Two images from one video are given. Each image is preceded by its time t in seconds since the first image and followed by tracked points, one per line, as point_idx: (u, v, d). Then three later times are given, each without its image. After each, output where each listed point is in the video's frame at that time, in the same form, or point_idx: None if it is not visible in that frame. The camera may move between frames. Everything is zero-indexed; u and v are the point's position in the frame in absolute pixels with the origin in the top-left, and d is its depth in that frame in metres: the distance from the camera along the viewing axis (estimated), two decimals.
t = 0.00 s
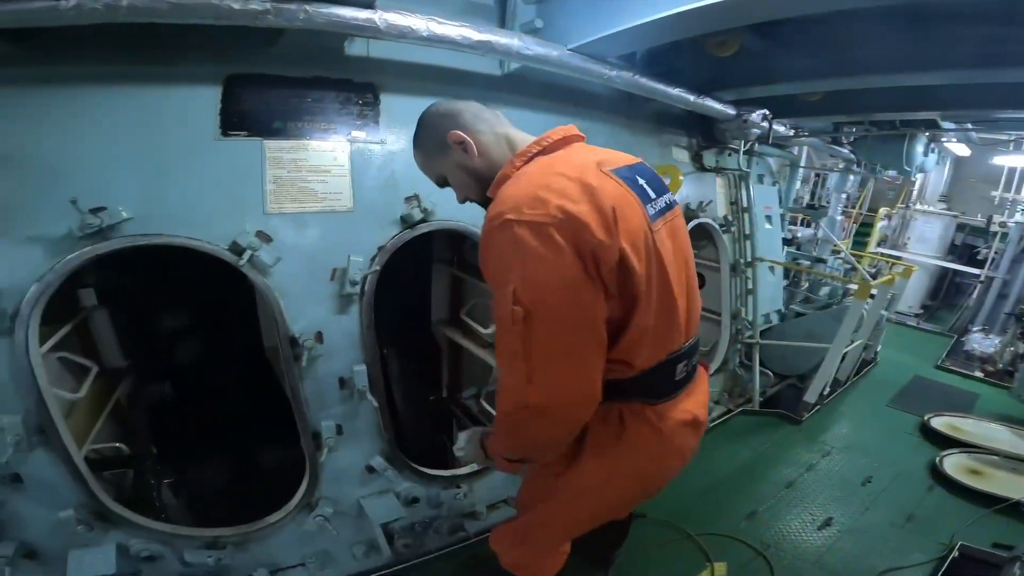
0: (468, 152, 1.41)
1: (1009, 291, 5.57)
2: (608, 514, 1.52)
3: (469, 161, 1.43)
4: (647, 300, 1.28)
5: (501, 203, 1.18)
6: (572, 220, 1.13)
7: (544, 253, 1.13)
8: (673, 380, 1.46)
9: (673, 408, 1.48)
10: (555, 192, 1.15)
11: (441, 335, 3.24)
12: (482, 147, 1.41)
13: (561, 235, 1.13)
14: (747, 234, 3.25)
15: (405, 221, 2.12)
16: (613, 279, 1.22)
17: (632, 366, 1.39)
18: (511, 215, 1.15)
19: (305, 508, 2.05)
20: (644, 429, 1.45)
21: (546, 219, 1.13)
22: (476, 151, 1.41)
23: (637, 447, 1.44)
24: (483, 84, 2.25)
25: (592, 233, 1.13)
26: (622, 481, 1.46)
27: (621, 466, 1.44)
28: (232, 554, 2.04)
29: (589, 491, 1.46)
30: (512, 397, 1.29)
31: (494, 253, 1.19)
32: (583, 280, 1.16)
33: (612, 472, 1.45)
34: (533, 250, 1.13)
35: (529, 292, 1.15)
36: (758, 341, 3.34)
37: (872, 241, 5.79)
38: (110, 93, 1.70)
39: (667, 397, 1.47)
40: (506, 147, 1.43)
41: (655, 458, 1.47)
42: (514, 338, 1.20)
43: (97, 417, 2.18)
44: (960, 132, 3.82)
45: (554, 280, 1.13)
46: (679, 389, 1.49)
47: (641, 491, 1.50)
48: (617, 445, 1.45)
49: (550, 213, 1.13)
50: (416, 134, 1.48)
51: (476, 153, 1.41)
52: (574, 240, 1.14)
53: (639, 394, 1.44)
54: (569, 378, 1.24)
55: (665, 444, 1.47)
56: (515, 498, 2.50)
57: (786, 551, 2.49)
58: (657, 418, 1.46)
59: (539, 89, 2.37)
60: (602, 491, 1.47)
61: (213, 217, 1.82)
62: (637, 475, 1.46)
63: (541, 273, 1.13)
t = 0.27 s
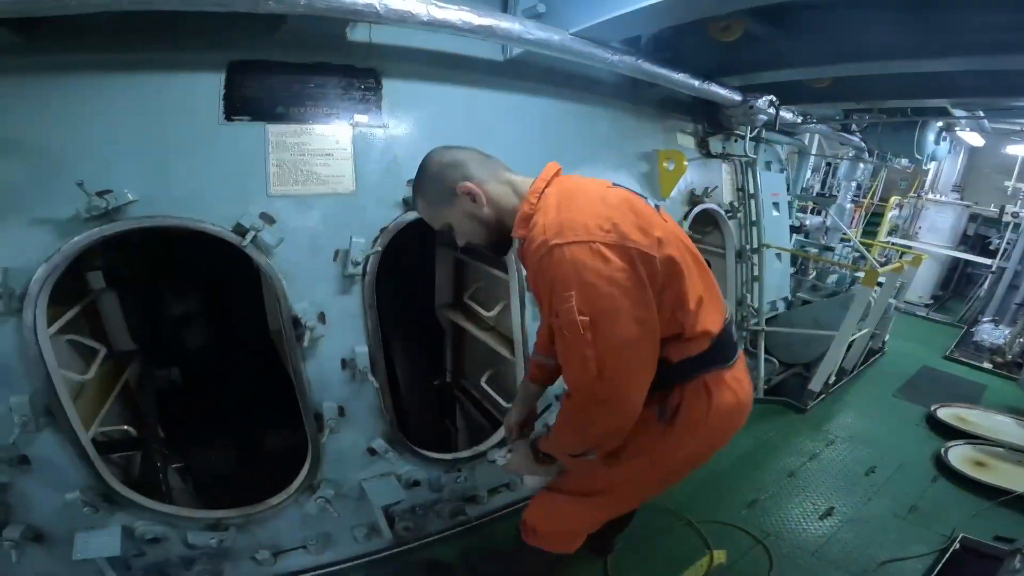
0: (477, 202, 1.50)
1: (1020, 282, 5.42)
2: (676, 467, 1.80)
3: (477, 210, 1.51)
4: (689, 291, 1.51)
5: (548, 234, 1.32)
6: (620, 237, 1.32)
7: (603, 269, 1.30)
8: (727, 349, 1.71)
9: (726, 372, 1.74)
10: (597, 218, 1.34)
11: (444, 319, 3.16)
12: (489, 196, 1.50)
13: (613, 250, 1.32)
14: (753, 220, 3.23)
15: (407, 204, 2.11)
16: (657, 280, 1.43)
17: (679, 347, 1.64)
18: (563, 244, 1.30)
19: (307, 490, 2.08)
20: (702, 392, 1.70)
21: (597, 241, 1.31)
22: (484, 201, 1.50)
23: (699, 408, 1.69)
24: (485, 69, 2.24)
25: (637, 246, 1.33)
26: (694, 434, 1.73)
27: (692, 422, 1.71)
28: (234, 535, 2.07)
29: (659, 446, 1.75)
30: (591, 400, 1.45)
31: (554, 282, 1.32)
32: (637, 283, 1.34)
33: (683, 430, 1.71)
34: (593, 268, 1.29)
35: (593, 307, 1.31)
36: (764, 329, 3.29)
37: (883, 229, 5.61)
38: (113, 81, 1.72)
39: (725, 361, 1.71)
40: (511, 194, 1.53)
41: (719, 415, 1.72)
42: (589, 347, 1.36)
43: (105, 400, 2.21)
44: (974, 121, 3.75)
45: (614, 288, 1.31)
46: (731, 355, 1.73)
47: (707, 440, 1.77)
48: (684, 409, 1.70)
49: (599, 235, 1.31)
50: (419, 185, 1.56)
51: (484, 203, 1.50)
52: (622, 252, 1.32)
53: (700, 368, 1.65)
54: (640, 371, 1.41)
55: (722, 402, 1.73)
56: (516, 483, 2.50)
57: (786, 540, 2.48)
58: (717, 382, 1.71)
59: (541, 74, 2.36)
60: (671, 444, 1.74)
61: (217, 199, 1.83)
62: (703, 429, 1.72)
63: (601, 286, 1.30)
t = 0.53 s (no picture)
0: (464, 272, 1.60)
1: None
2: (726, 445, 1.80)
3: (465, 279, 1.63)
4: (672, 289, 1.61)
5: (517, 274, 1.47)
6: (583, 262, 1.45)
7: (573, 293, 1.44)
8: (744, 316, 1.75)
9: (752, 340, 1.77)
10: (558, 251, 1.47)
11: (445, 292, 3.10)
12: (474, 264, 1.62)
13: (579, 275, 1.44)
14: (756, 196, 3.18)
15: (405, 172, 2.09)
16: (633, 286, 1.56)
17: (697, 331, 1.67)
18: (531, 282, 1.45)
19: (305, 462, 2.09)
20: (737, 363, 1.72)
21: (562, 270, 1.44)
22: (469, 270, 1.61)
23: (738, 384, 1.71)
24: (482, 43, 2.21)
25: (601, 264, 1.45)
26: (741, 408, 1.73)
27: (738, 397, 1.70)
28: (233, 509, 2.07)
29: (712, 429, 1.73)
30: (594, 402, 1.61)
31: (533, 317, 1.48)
32: (608, 297, 1.47)
33: (731, 406, 1.71)
34: (563, 295, 1.44)
35: (573, 328, 1.46)
36: (767, 306, 3.26)
37: (890, 210, 5.50)
38: (112, 55, 1.74)
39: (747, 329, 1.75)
40: (493, 255, 1.63)
41: (758, 382, 1.74)
42: (579, 360, 1.53)
43: (105, 374, 2.20)
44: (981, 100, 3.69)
45: (587, 305, 1.45)
46: (751, 323, 1.77)
47: (758, 410, 1.76)
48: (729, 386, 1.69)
49: (562, 265, 1.44)
50: (412, 261, 1.75)
51: (470, 271, 1.60)
52: (587, 275, 1.45)
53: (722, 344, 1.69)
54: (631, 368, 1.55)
55: (758, 371, 1.75)
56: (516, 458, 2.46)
57: (787, 518, 2.47)
58: (746, 351, 1.75)
59: (538, 49, 2.33)
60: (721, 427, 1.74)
61: (216, 167, 1.84)
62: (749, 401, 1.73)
63: (573, 309, 1.44)
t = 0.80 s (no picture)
0: (467, 326, 1.64)
1: None
2: (759, 430, 1.75)
3: (470, 332, 1.67)
4: (667, 291, 1.63)
5: (515, 303, 1.57)
6: (571, 280, 1.51)
7: (569, 309, 1.50)
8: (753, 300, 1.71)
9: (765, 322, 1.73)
10: (547, 275, 1.55)
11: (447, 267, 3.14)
12: (474, 315, 1.65)
13: (569, 292, 1.51)
14: (761, 174, 3.17)
15: (406, 143, 2.08)
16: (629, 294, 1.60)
17: (704, 323, 1.63)
18: (525, 308, 1.53)
19: (306, 436, 2.08)
20: (755, 346, 1.68)
21: (552, 292, 1.51)
22: (472, 323, 1.65)
23: (760, 366, 1.66)
24: (485, 17, 2.18)
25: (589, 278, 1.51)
26: (767, 389, 1.69)
27: (763, 379, 1.67)
28: (233, 485, 2.06)
29: (741, 415, 1.69)
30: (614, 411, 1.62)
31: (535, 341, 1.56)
32: (602, 307, 1.52)
33: (756, 388, 1.68)
34: (557, 313, 1.50)
35: (573, 344, 1.52)
36: (772, 284, 3.24)
37: (896, 195, 5.45)
38: (112, 24, 1.72)
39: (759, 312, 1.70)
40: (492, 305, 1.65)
41: (780, 362, 1.70)
42: (589, 372, 1.56)
43: (106, 347, 2.18)
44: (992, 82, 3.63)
45: (582, 318, 1.50)
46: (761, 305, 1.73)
47: (787, 389, 1.70)
48: (751, 369, 1.66)
49: (551, 287, 1.52)
50: (420, 320, 1.77)
51: (472, 325, 1.64)
52: (576, 290, 1.51)
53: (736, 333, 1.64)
54: (641, 370, 1.56)
55: (779, 351, 1.71)
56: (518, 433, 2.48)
57: (791, 498, 2.45)
58: (763, 333, 1.71)
59: (542, 26, 2.30)
60: (751, 411, 1.70)
61: (217, 138, 1.83)
62: (774, 381, 1.69)
63: (570, 323, 1.50)
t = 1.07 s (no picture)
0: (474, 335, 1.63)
1: None
2: (772, 413, 1.69)
3: (478, 339, 1.65)
4: (663, 278, 1.61)
5: (511, 297, 1.55)
6: (566, 271, 1.50)
7: (566, 298, 1.48)
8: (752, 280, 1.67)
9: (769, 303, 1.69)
10: (542, 269, 1.53)
11: (449, 251, 3.17)
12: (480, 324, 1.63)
13: (564, 281, 1.49)
14: (764, 159, 3.17)
15: (407, 125, 2.07)
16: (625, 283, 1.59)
17: (704, 307, 1.59)
18: (522, 300, 1.51)
19: (307, 418, 2.08)
20: (759, 325, 1.64)
21: (548, 282, 1.49)
22: (478, 332, 1.63)
23: (765, 346, 1.62)
24: None
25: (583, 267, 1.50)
26: (774, 369, 1.65)
27: (769, 358, 1.63)
28: (235, 469, 2.05)
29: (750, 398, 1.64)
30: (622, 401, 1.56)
31: (534, 334, 1.53)
32: (599, 295, 1.50)
33: (763, 368, 1.64)
34: (554, 301, 1.48)
35: (573, 333, 1.48)
36: (774, 269, 3.23)
37: (900, 184, 5.43)
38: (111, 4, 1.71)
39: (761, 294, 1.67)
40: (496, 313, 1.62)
41: (786, 341, 1.65)
42: (592, 360, 1.52)
43: (108, 329, 2.19)
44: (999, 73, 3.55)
45: (580, 305, 1.48)
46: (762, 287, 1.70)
47: (796, 369, 1.66)
48: (757, 349, 1.61)
49: (546, 278, 1.50)
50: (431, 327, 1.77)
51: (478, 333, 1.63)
52: (572, 280, 1.50)
53: (738, 313, 1.60)
54: (645, 354, 1.51)
55: (784, 330, 1.67)
56: (519, 417, 2.51)
57: (794, 484, 2.44)
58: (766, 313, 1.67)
59: (542, 8, 2.28)
60: (761, 393, 1.65)
61: (217, 119, 1.82)
62: (782, 360, 1.64)
63: (568, 310, 1.47)
